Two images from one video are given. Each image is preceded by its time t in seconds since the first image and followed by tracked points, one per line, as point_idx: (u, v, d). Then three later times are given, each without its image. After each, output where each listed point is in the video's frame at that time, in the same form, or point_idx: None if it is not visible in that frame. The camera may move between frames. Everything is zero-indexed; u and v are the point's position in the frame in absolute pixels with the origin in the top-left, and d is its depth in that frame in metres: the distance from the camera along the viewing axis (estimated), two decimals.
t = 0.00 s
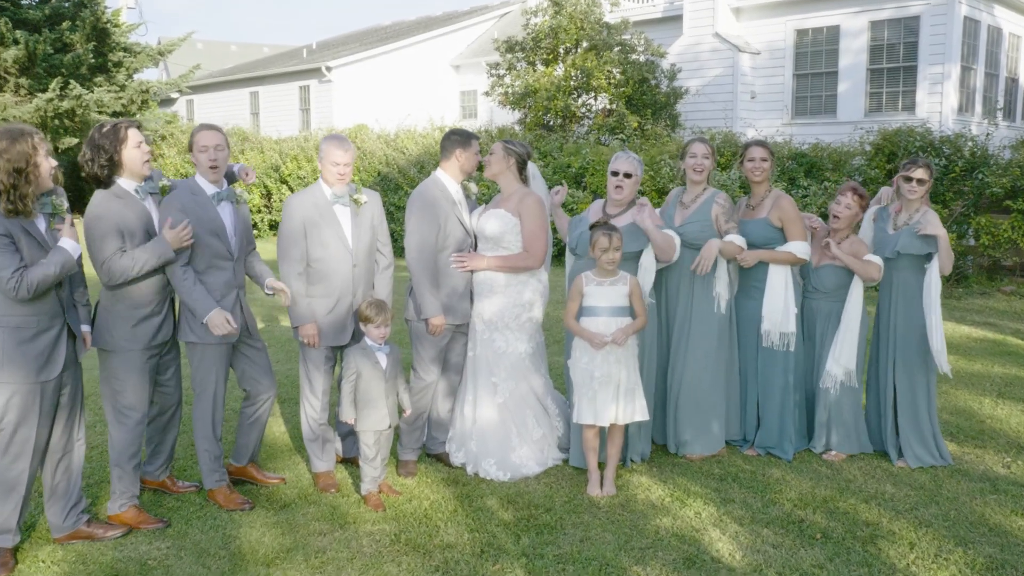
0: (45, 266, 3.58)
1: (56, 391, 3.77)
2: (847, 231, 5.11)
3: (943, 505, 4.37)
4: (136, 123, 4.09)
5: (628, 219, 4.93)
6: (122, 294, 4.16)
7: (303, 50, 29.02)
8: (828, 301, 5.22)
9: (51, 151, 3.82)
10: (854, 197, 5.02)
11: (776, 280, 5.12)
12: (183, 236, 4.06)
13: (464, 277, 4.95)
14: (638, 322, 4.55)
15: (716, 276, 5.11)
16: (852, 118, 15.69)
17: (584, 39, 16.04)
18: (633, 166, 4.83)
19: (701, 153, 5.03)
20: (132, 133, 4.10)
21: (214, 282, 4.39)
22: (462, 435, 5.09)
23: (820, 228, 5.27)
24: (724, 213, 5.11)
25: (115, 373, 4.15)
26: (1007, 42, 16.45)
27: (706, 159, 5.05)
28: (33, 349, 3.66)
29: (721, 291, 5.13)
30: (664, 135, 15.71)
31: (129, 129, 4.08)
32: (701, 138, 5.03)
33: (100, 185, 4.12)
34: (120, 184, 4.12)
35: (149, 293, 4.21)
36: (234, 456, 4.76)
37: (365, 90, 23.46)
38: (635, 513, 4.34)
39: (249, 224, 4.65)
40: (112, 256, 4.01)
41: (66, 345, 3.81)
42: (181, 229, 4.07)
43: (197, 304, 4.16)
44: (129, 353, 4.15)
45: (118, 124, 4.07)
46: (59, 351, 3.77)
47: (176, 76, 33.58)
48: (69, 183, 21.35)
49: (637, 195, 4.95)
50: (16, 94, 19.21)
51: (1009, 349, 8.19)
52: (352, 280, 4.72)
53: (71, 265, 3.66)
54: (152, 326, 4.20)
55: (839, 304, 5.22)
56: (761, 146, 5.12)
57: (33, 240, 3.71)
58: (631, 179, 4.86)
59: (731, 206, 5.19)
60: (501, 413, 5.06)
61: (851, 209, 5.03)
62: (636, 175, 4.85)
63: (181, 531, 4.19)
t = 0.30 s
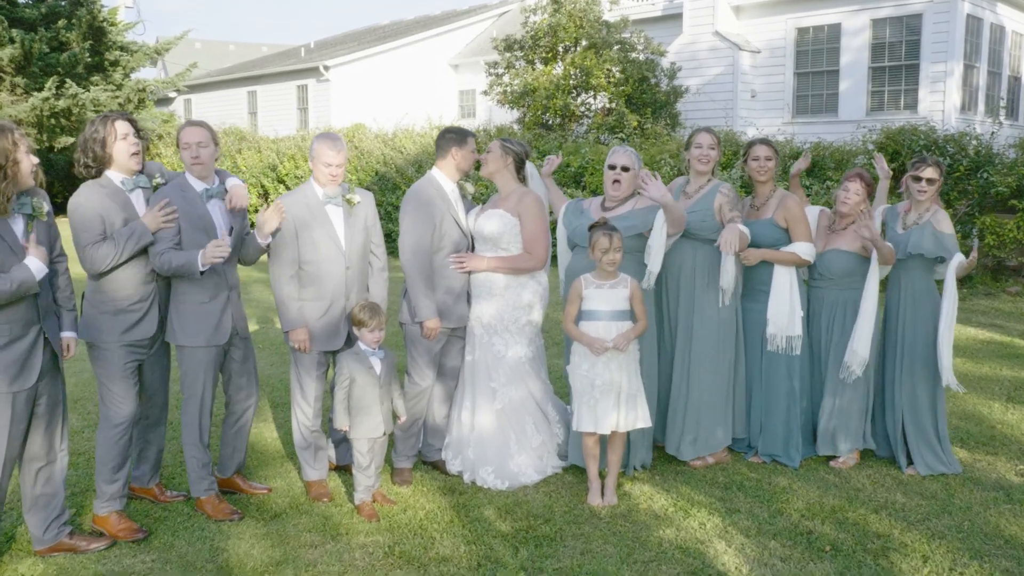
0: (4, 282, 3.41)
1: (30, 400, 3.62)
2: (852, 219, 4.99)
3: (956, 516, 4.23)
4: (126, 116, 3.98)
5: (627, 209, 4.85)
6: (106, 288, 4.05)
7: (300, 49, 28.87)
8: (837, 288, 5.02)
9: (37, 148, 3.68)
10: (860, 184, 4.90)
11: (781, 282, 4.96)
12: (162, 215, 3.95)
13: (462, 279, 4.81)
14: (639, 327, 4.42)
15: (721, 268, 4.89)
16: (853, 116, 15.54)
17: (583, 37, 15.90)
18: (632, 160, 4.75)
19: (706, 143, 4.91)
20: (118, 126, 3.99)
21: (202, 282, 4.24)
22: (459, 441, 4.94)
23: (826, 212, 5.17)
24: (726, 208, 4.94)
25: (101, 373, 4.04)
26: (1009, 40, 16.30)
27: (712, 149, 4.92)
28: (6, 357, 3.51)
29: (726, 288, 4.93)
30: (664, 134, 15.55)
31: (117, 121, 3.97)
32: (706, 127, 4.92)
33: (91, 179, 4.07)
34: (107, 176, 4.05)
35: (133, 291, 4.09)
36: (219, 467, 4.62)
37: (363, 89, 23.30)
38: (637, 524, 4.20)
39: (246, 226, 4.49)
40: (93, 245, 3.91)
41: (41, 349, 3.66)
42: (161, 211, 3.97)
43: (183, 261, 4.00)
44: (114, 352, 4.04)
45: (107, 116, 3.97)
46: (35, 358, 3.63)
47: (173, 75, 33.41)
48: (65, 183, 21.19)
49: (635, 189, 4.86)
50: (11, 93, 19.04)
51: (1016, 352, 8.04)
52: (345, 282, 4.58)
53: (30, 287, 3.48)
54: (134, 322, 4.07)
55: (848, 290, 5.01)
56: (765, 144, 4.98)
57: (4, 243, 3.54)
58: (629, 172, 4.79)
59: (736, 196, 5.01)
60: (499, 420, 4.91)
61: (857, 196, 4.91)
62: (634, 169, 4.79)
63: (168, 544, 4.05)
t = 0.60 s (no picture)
0: None
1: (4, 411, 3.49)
2: (857, 220, 4.85)
3: (969, 529, 4.09)
4: (95, 118, 3.83)
5: (622, 203, 4.69)
6: (95, 295, 3.92)
7: (298, 49, 28.72)
8: (841, 291, 4.89)
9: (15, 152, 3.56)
10: (870, 186, 4.78)
11: (782, 286, 4.85)
12: (146, 213, 3.83)
13: (460, 283, 4.68)
14: (641, 333, 4.28)
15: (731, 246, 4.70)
16: (854, 117, 15.42)
17: (582, 37, 15.77)
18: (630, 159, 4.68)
19: (710, 141, 4.79)
20: (85, 129, 3.83)
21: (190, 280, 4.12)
22: (456, 450, 4.80)
23: (832, 214, 5.00)
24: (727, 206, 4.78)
25: (93, 380, 3.92)
26: (1011, 41, 16.18)
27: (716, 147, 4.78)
28: None
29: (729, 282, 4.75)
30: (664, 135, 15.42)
31: (86, 124, 3.83)
32: (710, 125, 4.81)
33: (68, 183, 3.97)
34: (80, 180, 3.92)
35: (123, 295, 3.96)
36: (208, 478, 4.49)
37: (360, 89, 23.16)
38: (640, 537, 4.07)
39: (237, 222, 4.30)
40: (77, 252, 3.80)
41: (17, 360, 3.53)
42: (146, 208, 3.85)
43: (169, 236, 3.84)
44: (105, 359, 3.91)
45: (74, 120, 3.83)
46: (9, 367, 3.50)
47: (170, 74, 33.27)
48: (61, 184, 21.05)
49: (633, 188, 4.74)
50: (5, 93, 18.89)
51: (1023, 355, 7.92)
52: (339, 287, 4.44)
53: None
54: (127, 328, 3.95)
55: (853, 294, 4.87)
56: (770, 146, 4.84)
57: None
58: (626, 169, 4.70)
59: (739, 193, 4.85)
60: (497, 428, 4.77)
61: (865, 198, 4.79)
62: (631, 166, 4.69)
63: (154, 558, 3.92)
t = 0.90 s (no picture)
0: None
1: None
2: (871, 220, 4.75)
3: (985, 538, 3.98)
4: (77, 126, 3.71)
5: (623, 200, 4.57)
6: (92, 304, 3.87)
7: (297, 47, 28.60)
8: (852, 294, 4.76)
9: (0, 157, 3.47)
10: (878, 185, 4.68)
11: (798, 285, 4.72)
12: (127, 214, 3.74)
13: (461, 285, 4.56)
14: (645, 335, 4.16)
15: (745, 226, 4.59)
16: (857, 116, 15.30)
17: (583, 35, 15.65)
18: (631, 158, 4.62)
19: (715, 138, 4.71)
20: (68, 138, 3.72)
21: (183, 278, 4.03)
22: (456, 456, 4.68)
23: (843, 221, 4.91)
24: (731, 202, 4.71)
25: (94, 390, 3.85)
26: (1015, 38, 16.06)
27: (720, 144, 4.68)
28: None
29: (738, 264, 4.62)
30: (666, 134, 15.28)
31: (68, 133, 3.71)
32: (715, 121, 4.74)
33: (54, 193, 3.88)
34: (66, 188, 3.83)
35: (119, 301, 3.91)
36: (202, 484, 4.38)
37: (360, 87, 23.04)
38: (646, 545, 3.95)
39: (220, 220, 4.21)
40: (66, 258, 3.72)
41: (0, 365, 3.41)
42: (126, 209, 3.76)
43: (163, 234, 3.77)
44: (107, 369, 3.86)
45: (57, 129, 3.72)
46: None
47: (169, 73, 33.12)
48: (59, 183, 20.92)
49: (632, 186, 4.65)
50: (3, 92, 18.76)
51: None
52: (337, 288, 4.33)
53: None
54: (128, 337, 3.89)
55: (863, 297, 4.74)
56: (778, 146, 4.75)
57: None
58: (626, 167, 4.62)
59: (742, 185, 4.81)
60: (499, 432, 4.65)
61: (877, 196, 4.68)
62: (631, 164, 4.62)
63: (147, 568, 3.81)
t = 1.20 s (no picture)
0: None
1: None
2: (889, 224, 4.60)
3: (1005, 550, 3.85)
4: (54, 130, 3.63)
5: (626, 200, 4.42)
6: (88, 313, 3.78)
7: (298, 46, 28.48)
8: (869, 297, 4.64)
9: None
10: (904, 188, 4.53)
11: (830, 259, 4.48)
12: (115, 219, 3.64)
13: (463, 287, 4.43)
14: (654, 339, 4.01)
15: (759, 211, 4.24)
16: (862, 115, 15.15)
17: (586, 34, 15.51)
18: (635, 157, 4.49)
19: (724, 135, 4.59)
20: (46, 143, 3.64)
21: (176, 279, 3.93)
22: (459, 464, 4.55)
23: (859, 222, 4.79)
24: (737, 199, 4.50)
25: (92, 400, 3.76)
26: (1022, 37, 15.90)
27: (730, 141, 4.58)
28: None
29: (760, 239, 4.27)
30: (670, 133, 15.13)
31: (46, 137, 3.63)
32: (721, 119, 4.63)
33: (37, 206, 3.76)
34: (48, 196, 3.71)
35: (115, 306, 3.81)
36: (197, 493, 4.26)
37: (361, 86, 22.92)
38: (654, 557, 3.83)
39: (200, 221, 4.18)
40: (58, 268, 3.60)
41: None
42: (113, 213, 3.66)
43: (167, 238, 3.75)
44: (106, 377, 3.77)
45: (33, 134, 3.63)
46: None
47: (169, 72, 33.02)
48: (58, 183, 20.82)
49: (637, 186, 4.49)
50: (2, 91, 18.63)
51: None
52: (337, 290, 4.21)
53: None
54: (127, 344, 3.80)
55: (878, 299, 4.62)
56: (786, 138, 4.64)
57: None
58: (629, 166, 4.47)
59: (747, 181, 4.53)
60: (502, 439, 4.52)
61: (900, 200, 4.53)
62: (635, 163, 4.48)
63: None
